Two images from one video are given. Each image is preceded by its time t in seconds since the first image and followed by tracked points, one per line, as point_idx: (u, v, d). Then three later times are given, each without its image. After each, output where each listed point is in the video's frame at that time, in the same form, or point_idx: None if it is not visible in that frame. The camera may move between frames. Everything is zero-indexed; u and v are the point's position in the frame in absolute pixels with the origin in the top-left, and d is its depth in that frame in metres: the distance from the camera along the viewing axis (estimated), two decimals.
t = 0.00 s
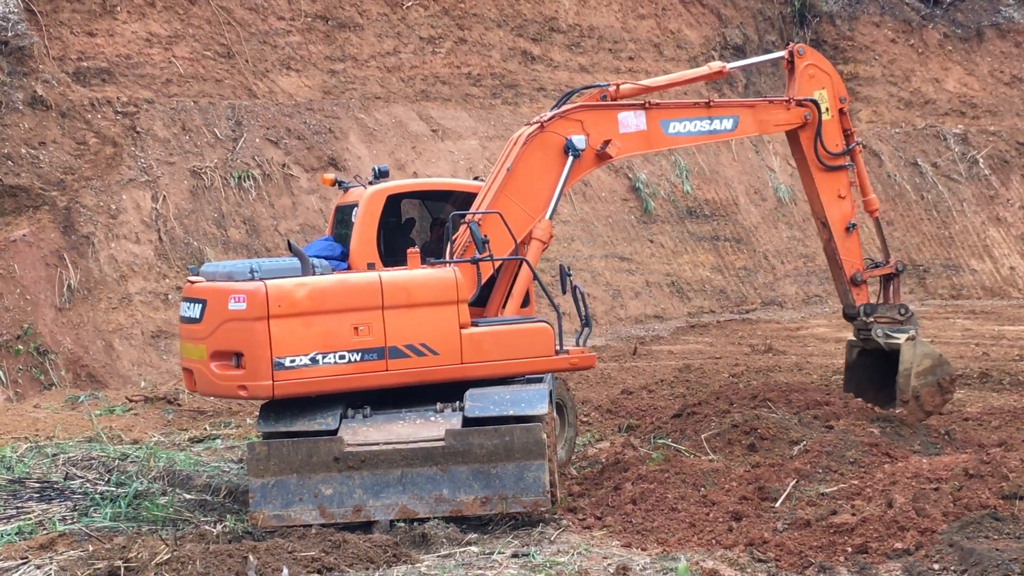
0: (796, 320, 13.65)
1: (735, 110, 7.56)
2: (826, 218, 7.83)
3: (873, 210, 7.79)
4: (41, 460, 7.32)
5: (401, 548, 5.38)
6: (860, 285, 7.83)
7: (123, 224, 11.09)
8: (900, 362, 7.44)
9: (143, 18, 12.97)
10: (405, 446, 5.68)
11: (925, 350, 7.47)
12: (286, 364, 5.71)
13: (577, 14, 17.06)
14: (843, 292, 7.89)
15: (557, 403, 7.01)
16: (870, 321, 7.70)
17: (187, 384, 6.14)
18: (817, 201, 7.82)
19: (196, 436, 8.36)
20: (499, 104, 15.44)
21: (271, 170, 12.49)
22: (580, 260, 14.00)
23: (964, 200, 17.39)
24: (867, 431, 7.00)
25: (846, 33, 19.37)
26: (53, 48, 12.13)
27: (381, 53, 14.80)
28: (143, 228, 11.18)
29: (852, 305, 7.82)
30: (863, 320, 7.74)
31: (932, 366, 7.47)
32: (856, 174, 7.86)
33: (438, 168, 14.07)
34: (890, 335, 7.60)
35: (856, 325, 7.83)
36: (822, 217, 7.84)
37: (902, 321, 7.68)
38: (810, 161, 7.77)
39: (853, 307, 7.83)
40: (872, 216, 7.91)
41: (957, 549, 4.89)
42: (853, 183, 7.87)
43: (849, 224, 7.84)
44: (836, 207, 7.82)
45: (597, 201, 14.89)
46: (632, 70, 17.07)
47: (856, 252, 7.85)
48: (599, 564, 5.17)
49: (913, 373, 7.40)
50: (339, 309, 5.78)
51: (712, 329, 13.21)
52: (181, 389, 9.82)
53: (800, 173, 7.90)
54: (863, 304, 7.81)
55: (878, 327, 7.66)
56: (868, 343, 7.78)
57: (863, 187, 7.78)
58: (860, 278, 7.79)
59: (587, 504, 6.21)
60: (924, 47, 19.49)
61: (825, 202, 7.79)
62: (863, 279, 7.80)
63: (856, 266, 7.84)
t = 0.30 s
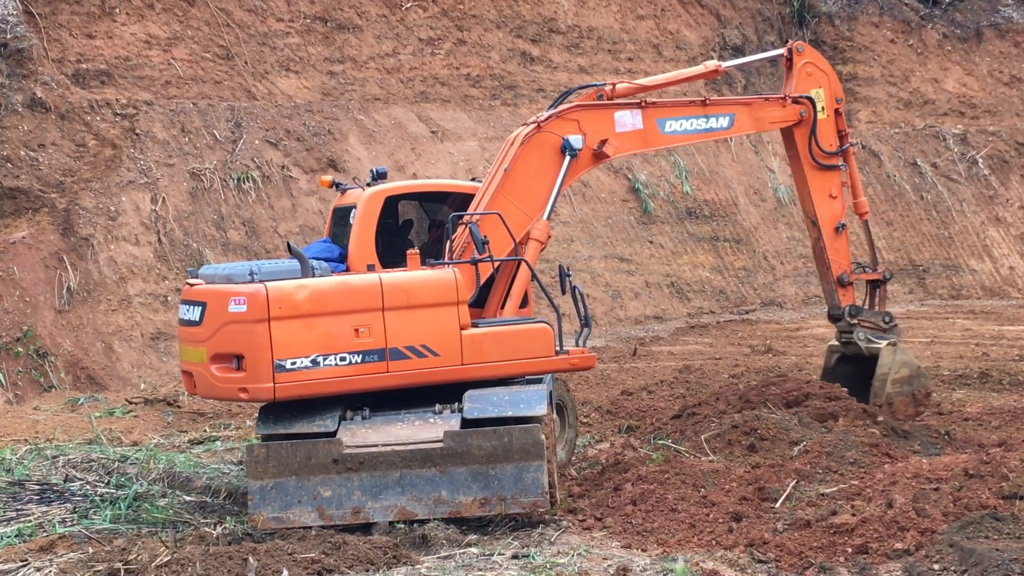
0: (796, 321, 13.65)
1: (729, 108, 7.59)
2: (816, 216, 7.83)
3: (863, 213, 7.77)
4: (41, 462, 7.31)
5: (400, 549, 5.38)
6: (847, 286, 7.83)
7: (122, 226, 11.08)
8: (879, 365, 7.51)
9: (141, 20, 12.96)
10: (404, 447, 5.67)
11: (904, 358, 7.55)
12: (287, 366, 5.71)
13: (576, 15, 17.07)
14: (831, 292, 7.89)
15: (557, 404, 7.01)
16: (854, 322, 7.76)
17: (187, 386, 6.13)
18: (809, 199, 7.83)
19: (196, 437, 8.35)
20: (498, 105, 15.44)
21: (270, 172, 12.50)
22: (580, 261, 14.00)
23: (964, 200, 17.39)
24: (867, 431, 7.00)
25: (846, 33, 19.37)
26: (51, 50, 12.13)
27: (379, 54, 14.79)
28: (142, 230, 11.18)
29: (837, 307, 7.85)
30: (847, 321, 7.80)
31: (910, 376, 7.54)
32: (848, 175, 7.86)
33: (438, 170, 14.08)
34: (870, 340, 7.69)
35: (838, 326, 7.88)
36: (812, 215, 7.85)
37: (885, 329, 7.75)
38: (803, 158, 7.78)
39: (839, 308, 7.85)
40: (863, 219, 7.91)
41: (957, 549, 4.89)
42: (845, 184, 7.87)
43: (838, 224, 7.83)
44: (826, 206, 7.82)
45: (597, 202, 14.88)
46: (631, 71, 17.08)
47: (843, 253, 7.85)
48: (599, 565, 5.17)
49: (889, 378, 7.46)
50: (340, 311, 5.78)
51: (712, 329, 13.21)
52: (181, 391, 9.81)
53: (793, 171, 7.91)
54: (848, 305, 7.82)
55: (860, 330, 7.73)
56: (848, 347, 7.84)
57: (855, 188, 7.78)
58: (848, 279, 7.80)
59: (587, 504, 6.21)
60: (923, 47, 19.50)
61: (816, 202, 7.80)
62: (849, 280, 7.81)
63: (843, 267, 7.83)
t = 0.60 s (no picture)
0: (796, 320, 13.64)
1: (727, 109, 7.58)
2: (803, 220, 7.82)
3: (848, 221, 7.81)
4: (41, 463, 7.31)
5: (400, 549, 5.38)
6: (826, 293, 7.86)
7: (122, 226, 11.08)
8: (850, 373, 7.62)
9: (141, 20, 12.97)
10: (404, 447, 5.68)
11: (874, 372, 7.65)
12: (291, 366, 5.71)
13: (576, 14, 17.07)
14: (809, 296, 7.91)
15: (557, 403, 7.02)
16: (829, 329, 7.83)
17: (189, 386, 6.12)
18: (797, 201, 7.83)
19: (196, 437, 8.36)
20: (497, 105, 15.45)
21: (270, 172, 12.50)
22: (579, 261, 14.00)
23: (963, 199, 17.39)
24: (867, 431, 7.00)
25: (845, 33, 19.36)
26: (51, 50, 12.13)
27: (379, 54, 14.80)
28: (142, 230, 11.18)
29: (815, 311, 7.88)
30: (823, 327, 7.86)
31: (878, 390, 7.66)
32: (837, 182, 7.87)
33: (437, 170, 14.08)
34: (843, 349, 7.77)
35: (813, 331, 7.93)
36: (799, 218, 7.84)
37: (858, 341, 7.84)
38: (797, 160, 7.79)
39: (817, 313, 7.88)
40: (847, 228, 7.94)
41: (957, 549, 4.89)
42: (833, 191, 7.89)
43: (824, 230, 7.85)
44: (813, 210, 7.83)
45: (596, 202, 14.88)
46: (630, 71, 17.08)
47: (826, 258, 7.89)
48: (599, 564, 5.17)
49: (858, 387, 7.58)
50: (344, 311, 5.78)
51: (711, 329, 13.21)
52: (181, 391, 9.81)
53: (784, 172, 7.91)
54: (826, 311, 7.85)
55: (834, 338, 7.81)
56: (821, 355, 7.91)
57: (843, 197, 7.80)
58: (828, 286, 7.83)
59: (587, 504, 6.21)
60: (923, 47, 19.51)
61: (802, 206, 7.80)
62: (830, 286, 7.84)
63: (825, 273, 7.87)
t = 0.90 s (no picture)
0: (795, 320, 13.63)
1: (721, 110, 7.60)
2: (786, 221, 7.87)
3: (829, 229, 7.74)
4: (40, 461, 7.31)
5: (399, 548, 5.38)
6: (803, 295, 7.86)
7: (122, 224, 11.07)
8: (820, 375, 7.59)
9: (141, 18, 12.96)
10: (403, 445, 5.68)
11: (844, 375, 7.61)
12: (298, 364, 5.69)
13: (575, 13, 17.07)
14: (785, 298, 7.90)
15: (556, 402, 7.02)
16: (803, 331, 7.85)
17: (189, 386, 6.08)
18: (782, 201, 7.87)
19: (195, 436, 8.36)
20: (497, 104, 15.45)
21: (269, 170, 12.49)
22: (578, 260, 13.99)
23: (963, 198, 17.39)
24: (867, 431, 7.01)
25: (844, 32, 19.35)
26: (51, 48, 12.13)
27: (379, 53, 14.79)
28: (141, 229, 11.18)
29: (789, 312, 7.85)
30: (796, 329, 7.86)
31: (848, 396, 7.61)
32: (823, 187, 7.87)
33: (437, 168, 14.08)
34: (815, 352, 7.79)
35: (787, 334, 7.93)
36: (782, 219, 7.89)
37: (830, 347, 7.83)
38: (786, 159, 7.84)
39: (792, 315, 7.86)
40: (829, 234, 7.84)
41: (956, 548, 4.89)
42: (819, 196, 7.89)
43: (804, 234, 7.88)
44: (796, 213, 7.87)
45: (595, 201, 14.88)
46: (630, 70, 17.08)
47: (805, 262, 7.91)
48: (598, 563, 5.17)
49: (828, 390, 7.53)
50: (350, 309, 5.78)
51: (710, 328, 13.20)
52: (180, 390, 9.81)
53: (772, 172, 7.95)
54: (801, 313, 7.85)
55: (807, 340, 7.84)
56: (793, 359, 7.90)
57: (826, 202, 7.79)
58: (804, 289, 7.83)
59: (586, 503, 6.21)
60: (922, 46, 19.52)
61: (786, 207, 7.84)
62: (806, 289, 7.85)
63: (802, 276, 7.88)
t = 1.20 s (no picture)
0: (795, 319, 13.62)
1: (713, 109, 7.62)
2: (768, 219, 7.78)
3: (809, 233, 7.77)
4: (39, 458, 7.31)
5: (398, 546, 5.38)
6: (779, 294, 7.80)
7: (121, 222, 11.07)
8: (792, 373, 7.54)
9: (141, 16, 12.96)
10: (401, 444, 5.69)
11: (814, 376, 7.58)
12: (306, 361, 5.67)
13: (575, 12, 17.07)
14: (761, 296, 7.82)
15: (555, 401, 7.02)
16: (777, 329, 7.77)
17: (190, 384, 6.04)
18: (765, 199, 7.78)
19: (194, 433, 8.36)
20: (497, 102, 15.45)
21: (269, 168, 12.49)
22: (578, 259, 13.99)
23: (962, 198, 17.39)
24: (866, 430, 7.01)
25: (844, 31, 19.33)
26: (50, 46, 12.12)
27: (378, 51, 14.79)
28: (140, 226, 11.17)
29: (765, 309, 7.78)
30: (770, 328, 7.77)
31: (816, 396, 7.58)
32: (805, 189, 7.86)
33: (436, 166, 14.07)
34: (788, 351, 7.71)
35: (760, 332, 7.82)
36: (764, 217, 7.78)
37: (802, 347, 7.79)
38: (772, 158, 7.80)
39: (767, 314, 7.79)
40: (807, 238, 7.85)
41: (955, 548, 4.89)
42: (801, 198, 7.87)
43: (785, 234, 7.79)
44: (779, 212, 7.79)
45: (595, 199, 14.88)
46: (630, 69, 17.09)
47: (783, 261, 7.84)
48: (596, 562, 5.17)
49: (799, 388, 7.49)
50: (358, 306, 5.77)
51: (710, 327, 13.20)
52: (179, 388, 9.80)
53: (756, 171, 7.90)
54: (777, 312, 7.79)
55: (781, 340, 7.75)
56: (764, 357, 7.80)
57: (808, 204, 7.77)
58: (782, 287, 7.76)
59: (585, 502, 6.21)
60: (922, 46, 19.52)
61: (770, 205, 7.77)
62: (783, 289, 7.78)
63: (780, 275, 7.81)
